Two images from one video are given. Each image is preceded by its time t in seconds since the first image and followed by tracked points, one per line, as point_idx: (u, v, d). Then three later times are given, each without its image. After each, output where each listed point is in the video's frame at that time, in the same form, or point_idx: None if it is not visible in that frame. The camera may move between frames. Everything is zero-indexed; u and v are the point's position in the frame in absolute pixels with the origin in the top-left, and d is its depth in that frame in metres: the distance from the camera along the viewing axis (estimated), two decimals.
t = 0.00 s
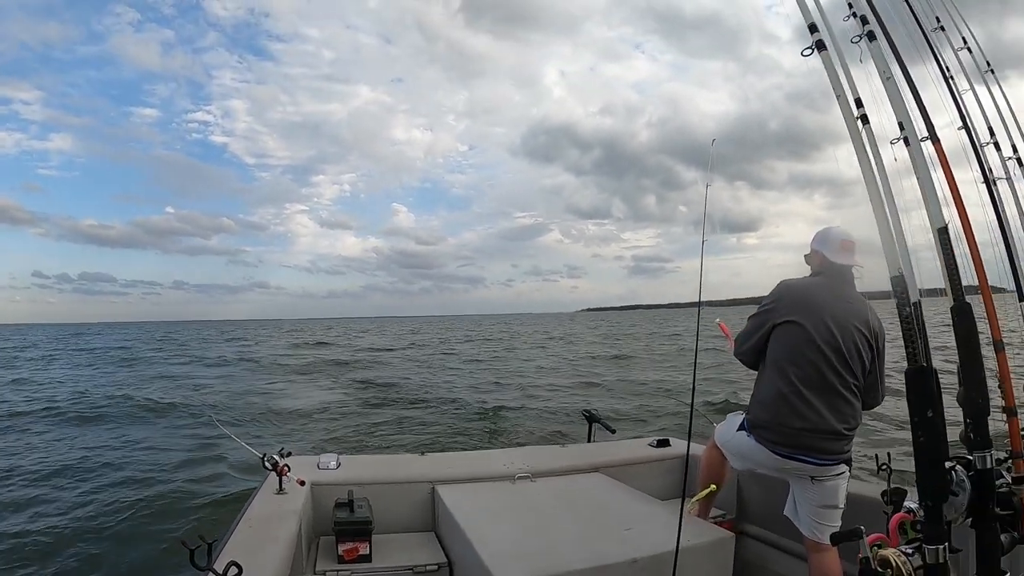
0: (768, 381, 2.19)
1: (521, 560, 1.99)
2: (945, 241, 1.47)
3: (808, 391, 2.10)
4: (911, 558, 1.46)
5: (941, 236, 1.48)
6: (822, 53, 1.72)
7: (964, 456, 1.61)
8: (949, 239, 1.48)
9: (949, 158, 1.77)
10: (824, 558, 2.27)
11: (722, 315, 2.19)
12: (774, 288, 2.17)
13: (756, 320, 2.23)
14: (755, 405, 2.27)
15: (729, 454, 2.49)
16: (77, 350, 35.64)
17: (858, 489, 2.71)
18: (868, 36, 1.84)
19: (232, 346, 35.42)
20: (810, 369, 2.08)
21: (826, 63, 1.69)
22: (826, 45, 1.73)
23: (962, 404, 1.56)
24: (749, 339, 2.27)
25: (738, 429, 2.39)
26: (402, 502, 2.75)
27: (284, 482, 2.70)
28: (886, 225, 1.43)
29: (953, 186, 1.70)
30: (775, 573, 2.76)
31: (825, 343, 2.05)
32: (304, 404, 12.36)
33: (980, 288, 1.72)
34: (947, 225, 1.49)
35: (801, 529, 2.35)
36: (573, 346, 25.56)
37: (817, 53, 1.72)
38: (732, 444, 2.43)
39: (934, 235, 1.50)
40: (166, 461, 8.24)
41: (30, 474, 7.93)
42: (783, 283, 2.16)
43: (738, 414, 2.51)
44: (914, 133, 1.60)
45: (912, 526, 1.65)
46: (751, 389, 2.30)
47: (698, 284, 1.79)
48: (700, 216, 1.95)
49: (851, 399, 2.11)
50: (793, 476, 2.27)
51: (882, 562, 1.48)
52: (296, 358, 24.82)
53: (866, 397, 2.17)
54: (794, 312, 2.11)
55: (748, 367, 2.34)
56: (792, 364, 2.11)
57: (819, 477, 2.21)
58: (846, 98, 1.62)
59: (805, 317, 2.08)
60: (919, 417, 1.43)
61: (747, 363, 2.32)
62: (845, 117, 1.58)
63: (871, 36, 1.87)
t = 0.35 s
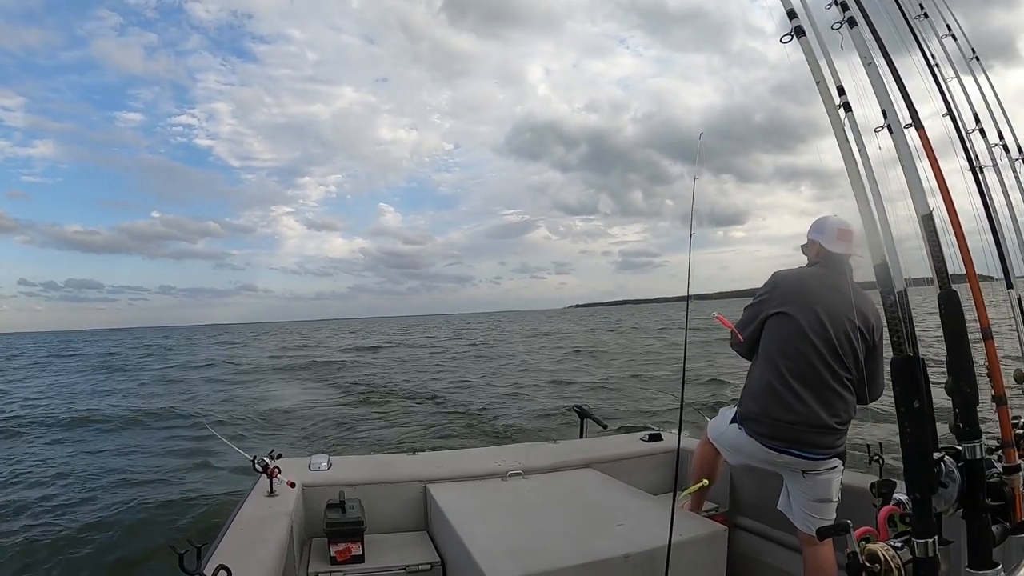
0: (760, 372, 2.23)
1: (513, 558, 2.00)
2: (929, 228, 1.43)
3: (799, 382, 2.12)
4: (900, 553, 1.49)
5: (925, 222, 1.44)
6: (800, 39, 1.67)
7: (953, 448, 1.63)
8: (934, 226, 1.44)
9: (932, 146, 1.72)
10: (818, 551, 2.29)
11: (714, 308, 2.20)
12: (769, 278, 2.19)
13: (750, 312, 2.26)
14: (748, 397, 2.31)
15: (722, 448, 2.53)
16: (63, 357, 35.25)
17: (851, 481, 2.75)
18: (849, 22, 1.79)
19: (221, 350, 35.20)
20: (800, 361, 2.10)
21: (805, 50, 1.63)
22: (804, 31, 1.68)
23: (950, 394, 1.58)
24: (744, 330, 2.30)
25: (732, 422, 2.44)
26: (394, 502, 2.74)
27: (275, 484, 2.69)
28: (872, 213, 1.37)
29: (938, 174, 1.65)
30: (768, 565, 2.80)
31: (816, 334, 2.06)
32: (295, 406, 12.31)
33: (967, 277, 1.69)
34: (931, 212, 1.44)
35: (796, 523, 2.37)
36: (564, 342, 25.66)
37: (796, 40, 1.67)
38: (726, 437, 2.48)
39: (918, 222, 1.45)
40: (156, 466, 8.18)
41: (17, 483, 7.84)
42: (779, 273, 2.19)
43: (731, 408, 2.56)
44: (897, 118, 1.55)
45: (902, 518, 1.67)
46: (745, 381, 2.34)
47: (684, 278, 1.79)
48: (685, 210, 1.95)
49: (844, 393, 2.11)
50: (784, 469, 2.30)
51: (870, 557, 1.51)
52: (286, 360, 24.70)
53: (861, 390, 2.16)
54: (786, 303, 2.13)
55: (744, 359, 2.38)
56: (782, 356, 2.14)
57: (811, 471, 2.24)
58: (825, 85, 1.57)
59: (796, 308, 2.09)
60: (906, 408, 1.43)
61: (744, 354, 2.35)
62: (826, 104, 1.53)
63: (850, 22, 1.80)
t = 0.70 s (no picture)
0: (781, 363, 2.20)
1: (530, 558, 1.97)
2: (954, 215, 1.39)
3: (821, 374, 2.09)
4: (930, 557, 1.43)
5: (950, 210, 1.39)
6: (815, 19, 1.59)
7: (982, 444, 1.57)
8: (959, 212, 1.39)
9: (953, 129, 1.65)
10: (841, 549, 2.25)
11: (728, 304, 2.14)
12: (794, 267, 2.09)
13: (772, 303, 2.22)
14: (770, 389, 2.29)
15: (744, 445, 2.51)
16: (85, 362, 35.87)
17: (876, 476, 2.70)
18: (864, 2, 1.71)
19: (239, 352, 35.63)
20: (823, 353, 2.06)
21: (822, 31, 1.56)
22: (818, 10, 1.61)
23: (980, 386, 1.50)
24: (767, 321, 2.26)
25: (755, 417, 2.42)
26: (410, 502, 2.73)
27: (290, 485, 2.68)
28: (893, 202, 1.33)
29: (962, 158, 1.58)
30: (791, 562, 2.76)
31: (839, 324, 2.00)
32: (311, 407, 12.39)
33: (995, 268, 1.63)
34: (955, 199, 1.40)
35: (821, 519, 2.34)
36: (578, 340, 25.60)
37: (810, 19, 1.59)
38: (748, 433, 2.45)
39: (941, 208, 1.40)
40: (174, 468, 8.27)
41: (40, 485, 7.97)
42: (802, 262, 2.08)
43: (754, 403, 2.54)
44: (919, 101, 1.47)
45: (931, 521, 1.60)
46: (767, 372, 2.32)
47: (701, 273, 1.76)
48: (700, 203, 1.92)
49: (869, 386, 2.06)
50: (808, 464, 2.28)
51: (899, 562, 1.46)
52: (303, 361, 24.93)
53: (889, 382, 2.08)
54: (809, 293, 2.07)
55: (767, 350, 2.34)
56: (804, 348, 2.10)
57: (836, 467, 2.20)
58: (843, 64, 1.50)
59: (818, 297, 2.03)
60: (936, 405, 1.38)
61: (767, 346, 2.32)
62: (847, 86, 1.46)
63: None
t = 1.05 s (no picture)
0: (791, 340, 2.19)
1: (538, 549, 1.95)
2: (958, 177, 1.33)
3: (831, 350, 2.08)
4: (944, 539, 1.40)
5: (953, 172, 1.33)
6: None
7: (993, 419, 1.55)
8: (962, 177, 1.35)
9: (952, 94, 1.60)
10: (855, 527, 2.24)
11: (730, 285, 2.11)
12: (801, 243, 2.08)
13: (781, 279, 2.21)
14: (781, 365, 2.29)
15: (754, 424, 2.52)
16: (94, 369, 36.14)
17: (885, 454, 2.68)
18: None
19: (246, 353, 35.81)
20: (831, 329, 2.04)
21: None
22: None
23: (988, 356, 1.47)
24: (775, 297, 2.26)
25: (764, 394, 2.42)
26: (418, 496, 2.72)
27: (298, 486, 2.67)
28: (892, 172, 1.29)
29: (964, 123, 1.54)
30: (801, 541, 2.77)
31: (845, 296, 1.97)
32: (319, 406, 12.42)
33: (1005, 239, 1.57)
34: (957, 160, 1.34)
35: (833, 496, 2.35)
36: (583, 329, 25.61)
37: None
38: (757, 410, 2.46)
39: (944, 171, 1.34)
40: (184, 472, 8.32)
41: (52, 495, 8.03)
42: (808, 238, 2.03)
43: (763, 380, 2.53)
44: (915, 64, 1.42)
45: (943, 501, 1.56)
46: (778, 348, 2.32)
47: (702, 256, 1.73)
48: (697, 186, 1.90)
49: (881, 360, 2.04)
50: (820, 441, 2.28)
51: (910, 546, 1.43)
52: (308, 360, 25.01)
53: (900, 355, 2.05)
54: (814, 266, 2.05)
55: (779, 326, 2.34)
56: (812, 324, 2.09)
57: (846, 443, 2.20)
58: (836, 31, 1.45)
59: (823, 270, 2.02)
60: (944, 378, 1.36)
61: (778, 322, 2.31)
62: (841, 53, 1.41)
63: None
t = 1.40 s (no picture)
0: (806, 310, 2.12)
1: (550, 525, 1.91)
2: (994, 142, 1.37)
3: (845, 321, 1.99)
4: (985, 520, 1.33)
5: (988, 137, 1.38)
6: None
7: None
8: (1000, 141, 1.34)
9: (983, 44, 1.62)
10: (874, 503, 2.17)
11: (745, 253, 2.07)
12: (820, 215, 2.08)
13: (800, 249, 2.14)
14: (795, 336, 2.21)
15: (770, 396, 2.44)
16: (115, 352, 36.75)
17: (904, 429, 2.63)
18: None
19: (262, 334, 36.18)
20: (846, 298, 1.97)
21: None
22: None
23: None
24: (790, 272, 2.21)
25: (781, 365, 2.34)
26: (429, 471, 2.70)
27: (309, 462, 2.67)
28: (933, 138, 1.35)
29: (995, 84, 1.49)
30: (816, 518, 2.71)
31: (861, 264, 1.94)
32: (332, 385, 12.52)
33: None
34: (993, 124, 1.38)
35: (849, 473, 2.24)
36: (596, 306, 25.49)
37: None
38: (774, 382, 2.38)
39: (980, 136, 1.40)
40: (202, 453, 8.44)
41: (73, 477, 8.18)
42: (831, 210, 2.07)
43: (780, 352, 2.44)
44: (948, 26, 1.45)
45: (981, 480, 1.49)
46: (793, 321, 2.24)
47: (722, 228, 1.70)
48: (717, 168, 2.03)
49: (896, 332, 1.96)
50: (835, 415, 2.19)
51: (951, 528, 1.36)
52: (321, 341, 25.19)
53: (915, 330, 2.01)
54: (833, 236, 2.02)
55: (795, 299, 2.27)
56: (827, 294, 2.02)
57: (861, 417, 2.10)
58: None
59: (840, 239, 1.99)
60: (989, 350, 1.27)
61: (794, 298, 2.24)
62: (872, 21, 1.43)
63: None
